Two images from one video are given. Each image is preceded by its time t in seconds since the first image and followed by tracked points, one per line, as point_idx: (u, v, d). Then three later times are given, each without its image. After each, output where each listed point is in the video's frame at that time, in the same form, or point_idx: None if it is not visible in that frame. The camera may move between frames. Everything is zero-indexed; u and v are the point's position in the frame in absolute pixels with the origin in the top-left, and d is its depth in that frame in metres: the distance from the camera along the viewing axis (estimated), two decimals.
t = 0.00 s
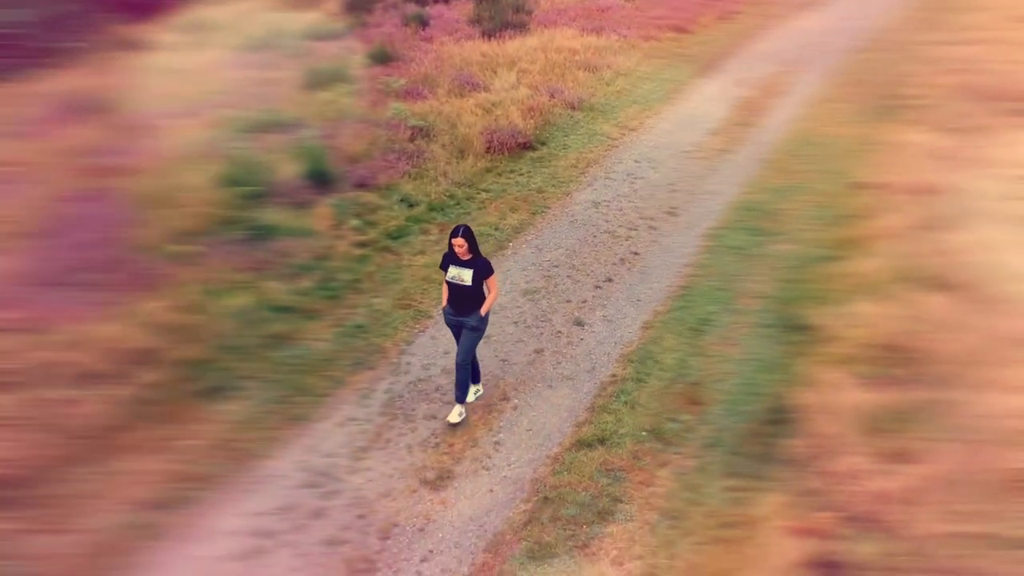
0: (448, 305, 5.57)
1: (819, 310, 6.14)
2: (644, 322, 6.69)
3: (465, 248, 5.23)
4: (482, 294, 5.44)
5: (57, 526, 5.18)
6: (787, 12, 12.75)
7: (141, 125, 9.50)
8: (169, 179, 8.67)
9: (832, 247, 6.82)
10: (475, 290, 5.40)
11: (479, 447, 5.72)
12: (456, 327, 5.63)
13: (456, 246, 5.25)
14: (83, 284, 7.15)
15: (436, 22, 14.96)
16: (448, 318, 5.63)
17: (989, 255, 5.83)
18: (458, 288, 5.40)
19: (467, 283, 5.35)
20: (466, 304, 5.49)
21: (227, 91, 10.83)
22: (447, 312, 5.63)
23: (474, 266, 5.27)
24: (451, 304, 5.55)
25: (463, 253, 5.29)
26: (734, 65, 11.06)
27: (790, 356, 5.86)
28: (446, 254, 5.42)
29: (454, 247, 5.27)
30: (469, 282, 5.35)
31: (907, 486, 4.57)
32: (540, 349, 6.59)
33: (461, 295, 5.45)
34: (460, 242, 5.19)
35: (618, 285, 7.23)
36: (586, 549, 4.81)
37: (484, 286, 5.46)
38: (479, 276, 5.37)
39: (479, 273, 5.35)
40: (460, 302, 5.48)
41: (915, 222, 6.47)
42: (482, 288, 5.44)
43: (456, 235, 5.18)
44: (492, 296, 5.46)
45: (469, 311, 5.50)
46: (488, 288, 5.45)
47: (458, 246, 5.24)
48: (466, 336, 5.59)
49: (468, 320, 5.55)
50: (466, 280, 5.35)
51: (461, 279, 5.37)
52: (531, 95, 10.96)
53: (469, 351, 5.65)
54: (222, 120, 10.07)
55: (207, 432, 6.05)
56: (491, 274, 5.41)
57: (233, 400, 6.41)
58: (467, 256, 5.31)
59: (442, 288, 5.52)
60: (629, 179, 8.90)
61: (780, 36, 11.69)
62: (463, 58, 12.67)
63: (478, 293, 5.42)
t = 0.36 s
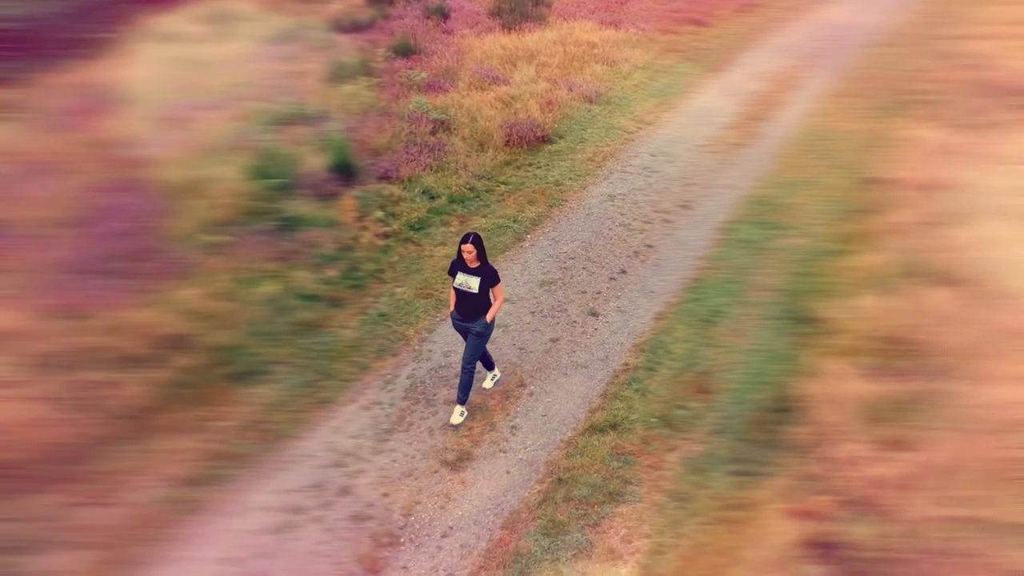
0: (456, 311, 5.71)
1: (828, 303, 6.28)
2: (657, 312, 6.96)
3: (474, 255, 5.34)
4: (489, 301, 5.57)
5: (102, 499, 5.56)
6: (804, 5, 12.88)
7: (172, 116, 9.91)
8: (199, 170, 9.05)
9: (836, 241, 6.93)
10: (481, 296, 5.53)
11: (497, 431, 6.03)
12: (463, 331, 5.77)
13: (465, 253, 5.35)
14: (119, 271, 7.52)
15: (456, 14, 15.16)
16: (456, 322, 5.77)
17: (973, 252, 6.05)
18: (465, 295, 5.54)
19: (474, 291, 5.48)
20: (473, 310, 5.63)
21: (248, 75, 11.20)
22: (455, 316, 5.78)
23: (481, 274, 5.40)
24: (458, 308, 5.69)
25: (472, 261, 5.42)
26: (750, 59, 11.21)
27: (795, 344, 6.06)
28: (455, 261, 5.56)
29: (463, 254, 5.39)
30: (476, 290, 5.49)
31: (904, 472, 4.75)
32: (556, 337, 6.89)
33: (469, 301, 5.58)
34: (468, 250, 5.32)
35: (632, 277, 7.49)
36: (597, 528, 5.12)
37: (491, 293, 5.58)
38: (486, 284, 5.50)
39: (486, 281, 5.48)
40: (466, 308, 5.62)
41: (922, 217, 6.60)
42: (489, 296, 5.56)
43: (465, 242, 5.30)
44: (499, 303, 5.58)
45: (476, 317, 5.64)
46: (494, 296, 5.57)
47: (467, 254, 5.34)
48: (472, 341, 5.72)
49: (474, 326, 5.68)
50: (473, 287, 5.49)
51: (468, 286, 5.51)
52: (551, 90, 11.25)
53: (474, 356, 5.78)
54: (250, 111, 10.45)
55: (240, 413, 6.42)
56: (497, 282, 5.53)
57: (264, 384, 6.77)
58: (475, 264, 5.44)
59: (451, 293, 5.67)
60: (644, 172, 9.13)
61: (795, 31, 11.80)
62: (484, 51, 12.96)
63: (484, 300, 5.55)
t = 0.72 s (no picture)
0: (461, 314, 6.00)
1: (836, 299, 6.39)
2: (668, 306, 7.20)
3: (480, 259, 5.53)
4: (492, 304, 5.79)
5: (139, 479, 5.90)
6: None
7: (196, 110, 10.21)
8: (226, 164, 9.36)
9: (844, 240, 7.00)
10: (485, 299, 5.74)
11: (512, 419, 6.32)
12: (468, 333, 6.06)
13: (471, 257, 5.54)
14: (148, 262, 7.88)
15: (475, 8, 15.36)
16: (461, 325, 6.07)
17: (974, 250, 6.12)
18: (469, 297, 5.75)
19: (478, 293, 5.69)
20: (477, 313, 5.91)
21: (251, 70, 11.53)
22: (461, 319, 6.08)
23: (486, 278, 5.60)
24: (463, 312, 5.99)
25: (478, 264, 5.61)
26: (766, 55, 11.35)
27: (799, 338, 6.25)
28: (461, 263, 5.77)
29: (469, 257, 5.58)
30: (480, 293, 5.70)
31: (901, 463, 4.96)
32: (570, 330, 7.16)
33: (473, 304, 5.81)
34: (474, 254, 5.52)
35: (644, 272, 7.73)
36: (607, 512, 5.40)
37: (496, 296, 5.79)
38: (490, 288, 5.71)
39: (490, 285, 5.68)
40: (471, 311, 5.90)
41: (931, 215, 6.62)
42: (492, 299, 5.76)
43: (471, 245, 5.49)
44: (504, 305, 5.80)
45: (480, 319, 5.91)
46: (498, 300, 5.79)
47: (472, 257, 5.53)
48: (477, 342, 5.97)
49: (479, 328, 5.95)
50: (477, 290, 5.70)
51: (473, 289, 5.72)
52: (568, 85, 11.54)
53: (481, 356, 6.06)
54: (273, 106, 10.74)
55: (268, 401, 6.77)
56: (501, 286, 5.73)
57: (291, 372, 7.11)
58: (481, 268, 5.63)
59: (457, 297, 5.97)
60: (659, 168, 9.35)
61: (809, 28, 11.91)
62: (503, 46, 13.23)
63: (487, 304, 5.78)
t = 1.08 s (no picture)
0: (466, 319, 6.14)
1: (839, 295, 6.38)
2: (678, 303, 7.52)
3: (483, 267, 5.73)
4: (495, 311, 6.02)
5: (169, 465, 6.21)
6: None
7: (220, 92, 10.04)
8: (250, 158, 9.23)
9: (854, 239, 6.85)
10: (489, 305, 5.96)
11: (526, 411, 6.57)
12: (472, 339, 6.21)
13: (474, 265, 5.74)
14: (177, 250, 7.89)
15: (492, 1, 15.54)
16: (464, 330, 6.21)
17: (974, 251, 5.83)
18: (473, 303, 5.98)
19: (481, 300, 5.92)
20: (482, 320, 6.06)
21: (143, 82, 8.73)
22: (464, 324, 6.21)
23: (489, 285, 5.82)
24: (467, 318, 6.16)
25: (482, 272, 5.81)
26: (779, 52, 11.55)
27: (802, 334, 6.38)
28: (465, 270, 5.98)
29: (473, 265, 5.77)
30: (483, 299, 5.92)
31: (901, 457, 5.03)
32: (583, 326, 7.43)
33: (478, 309, 6.02)
34: (478, 262, 5.71)
35: (655, 269, 8.05)
36: (616, 502, 5.67)
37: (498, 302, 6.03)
38: (492, 294, 5.94)
39: (494, 291, 5.91)
40: (476, 317, 6.07)
41: (944, 213, 6.27)
42: (496, 305, 5.99)
43: (475, 253, 5.69)
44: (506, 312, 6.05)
45: (483, 326, 6.09)
46: (501, 306, 6.02)
47: (476, 265, 5.72)
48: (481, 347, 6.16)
49: (483, 334, 6.14)
50: (481, 296, 5.92)
51: (476, 296, 5.94)
52: (584, 82, 11.93)
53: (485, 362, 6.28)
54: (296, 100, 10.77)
55: (292, 390, 7.09)
56: (504, 293, 5.97)
57: (313, 364, 7.42)
58: (485, 275, 5.84)
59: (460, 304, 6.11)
60: (672, 166, 9.79)
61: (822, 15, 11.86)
62: (520, 43, 13.69)
63: (491, 311, 6.01)
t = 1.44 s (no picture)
0: (463, 333, 6.24)
1: (845, 297, 6.27)
2: (687, 302, 7.78)
3: (481, 280, 5.85)
4: (493, 324, 6.14)
5: (194, 456, 6.47)
6: None
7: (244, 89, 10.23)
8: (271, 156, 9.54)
9: (863, 241, 6.68)
10: (486, 319, 6.08)
11: (538, 407, 6.77)
12: (468, 353, 6.34)
13: (472, 277, 5.85)
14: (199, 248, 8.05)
15: None
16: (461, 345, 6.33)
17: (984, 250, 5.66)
18: (471, 317, 6.08)
19: (479, 313, 6.03)
20: (479, 334, 6.19)
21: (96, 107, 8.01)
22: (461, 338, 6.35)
23: (488, 298, 5.93)
24: (464, 332, 6.27)
25: (479, 286, 5.94)
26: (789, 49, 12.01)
27: (808, 334, 6.39)
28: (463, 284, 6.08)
29: (470, 279, 5.90)
30: (481, 312, 6.04)
31: (901, 455, 5.08)
32: (594, 323, 7.64)
33: (475, 323, 6.12)
34: (475, 275, 5.83)
35: (666, 268, 8.29)
36: (624, 496, 5.87)
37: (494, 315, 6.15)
38: (490, 307, 6.06)
39: (491, 304, 6.02)
40: (473, 331, 6.18)
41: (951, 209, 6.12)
42: (493, 318, 6.11)
43: (472, 267, 5.79)
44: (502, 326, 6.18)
45: (481, 340, 6.22)
46: (498, 320, 6.16)
47: (474, 278, 5.84)
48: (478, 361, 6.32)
49: (480, 348, 6.28)
50: (478, 310, 6.03)
51: (474, 309, 6.06)
52: (599, 77, 12.45)
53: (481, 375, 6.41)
54: (315, 97, 11.01)
55: (312, 384, 7.36)
56: (500, 306, 6.09)
57: (333, 359, 7.69)
58: (482, 288, 5.97)
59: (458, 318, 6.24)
60: (683, 164, 10.18)
61: None
62: (536, 38, 14.03)
63: (489, 324, 6.12)
